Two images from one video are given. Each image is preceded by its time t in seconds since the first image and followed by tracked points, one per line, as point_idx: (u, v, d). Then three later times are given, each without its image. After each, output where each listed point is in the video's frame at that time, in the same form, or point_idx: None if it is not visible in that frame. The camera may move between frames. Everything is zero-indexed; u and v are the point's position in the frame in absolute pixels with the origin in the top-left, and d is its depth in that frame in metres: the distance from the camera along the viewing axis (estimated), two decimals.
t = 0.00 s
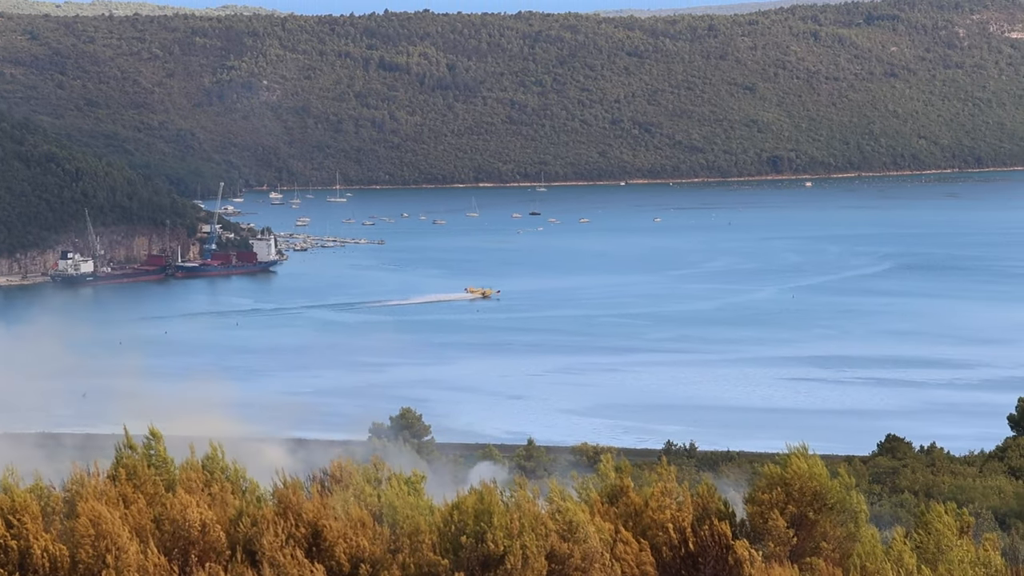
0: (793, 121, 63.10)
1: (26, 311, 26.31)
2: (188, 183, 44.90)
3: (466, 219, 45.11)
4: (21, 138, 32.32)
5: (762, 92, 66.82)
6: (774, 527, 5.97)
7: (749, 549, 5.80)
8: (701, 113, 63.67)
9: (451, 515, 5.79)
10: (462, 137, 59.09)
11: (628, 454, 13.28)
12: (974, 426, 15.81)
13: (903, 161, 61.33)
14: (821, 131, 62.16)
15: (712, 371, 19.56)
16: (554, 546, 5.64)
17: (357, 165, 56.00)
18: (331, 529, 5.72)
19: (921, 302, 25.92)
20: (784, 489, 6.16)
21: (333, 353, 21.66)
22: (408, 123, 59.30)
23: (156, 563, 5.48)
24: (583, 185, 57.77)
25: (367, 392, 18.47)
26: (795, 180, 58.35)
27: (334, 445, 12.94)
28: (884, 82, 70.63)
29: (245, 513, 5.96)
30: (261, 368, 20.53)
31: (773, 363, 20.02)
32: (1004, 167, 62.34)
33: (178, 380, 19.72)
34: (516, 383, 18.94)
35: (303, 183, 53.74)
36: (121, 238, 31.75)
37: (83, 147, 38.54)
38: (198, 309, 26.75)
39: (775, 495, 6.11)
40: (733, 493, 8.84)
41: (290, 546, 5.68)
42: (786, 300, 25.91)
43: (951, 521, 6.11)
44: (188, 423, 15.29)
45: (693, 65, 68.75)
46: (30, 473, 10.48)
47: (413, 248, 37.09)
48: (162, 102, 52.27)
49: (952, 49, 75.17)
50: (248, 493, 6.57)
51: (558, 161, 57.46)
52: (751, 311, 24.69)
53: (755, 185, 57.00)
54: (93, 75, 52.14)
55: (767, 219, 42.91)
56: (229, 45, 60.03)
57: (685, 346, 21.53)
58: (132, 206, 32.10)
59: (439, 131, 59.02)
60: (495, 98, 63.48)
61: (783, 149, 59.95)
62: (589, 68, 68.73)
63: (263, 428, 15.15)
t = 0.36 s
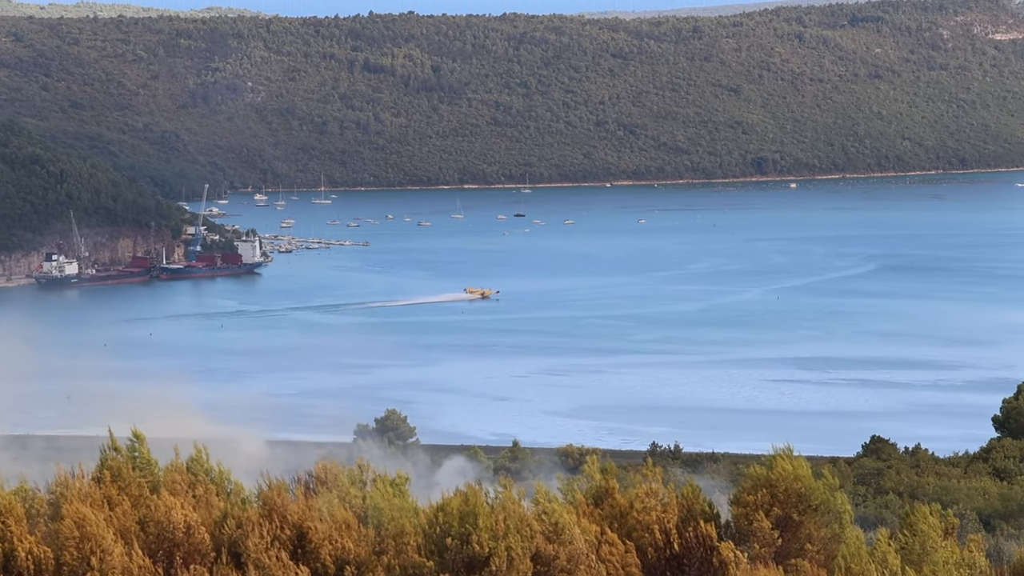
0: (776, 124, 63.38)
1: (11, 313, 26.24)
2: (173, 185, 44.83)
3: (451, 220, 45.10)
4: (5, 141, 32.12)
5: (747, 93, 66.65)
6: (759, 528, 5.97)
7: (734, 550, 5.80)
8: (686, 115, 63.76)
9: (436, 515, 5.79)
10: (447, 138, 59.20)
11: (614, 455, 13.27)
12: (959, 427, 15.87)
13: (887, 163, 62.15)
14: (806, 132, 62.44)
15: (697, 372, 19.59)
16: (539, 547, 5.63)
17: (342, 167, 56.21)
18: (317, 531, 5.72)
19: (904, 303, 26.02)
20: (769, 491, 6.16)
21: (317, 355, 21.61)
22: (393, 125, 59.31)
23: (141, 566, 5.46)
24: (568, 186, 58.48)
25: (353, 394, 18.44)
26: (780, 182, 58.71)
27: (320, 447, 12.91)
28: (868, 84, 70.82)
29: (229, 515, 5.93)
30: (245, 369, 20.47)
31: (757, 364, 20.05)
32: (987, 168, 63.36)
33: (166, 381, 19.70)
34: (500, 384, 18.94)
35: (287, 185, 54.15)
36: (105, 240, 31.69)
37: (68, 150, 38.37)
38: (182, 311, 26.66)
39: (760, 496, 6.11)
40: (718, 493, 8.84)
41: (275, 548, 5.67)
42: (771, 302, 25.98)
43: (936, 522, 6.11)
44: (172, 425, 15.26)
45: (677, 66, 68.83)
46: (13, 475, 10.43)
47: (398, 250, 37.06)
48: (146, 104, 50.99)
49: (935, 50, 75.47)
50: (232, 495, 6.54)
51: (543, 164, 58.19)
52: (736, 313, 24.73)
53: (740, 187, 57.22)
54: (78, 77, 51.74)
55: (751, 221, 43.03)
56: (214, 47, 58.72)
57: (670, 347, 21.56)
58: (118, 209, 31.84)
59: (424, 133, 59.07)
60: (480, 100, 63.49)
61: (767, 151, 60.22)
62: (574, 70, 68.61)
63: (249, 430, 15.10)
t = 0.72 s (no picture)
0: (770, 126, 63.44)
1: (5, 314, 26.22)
2: (166, 188, 44.76)
3: (444, 223, 45.06)
4: None
5: (740, 96, 66.62)
6: (753, 531, 5.96)
7: (729, 551, 5.78)
8: (678, 117, 63.73)
9: (429, 518, 5.77)
10: (440, 141, 59.24)
11: (608, 457, 13.27)
12: (950, 429, 15.89)
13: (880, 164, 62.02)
14: (799, 134, 62.50)
15: (691, 374, 19.59)
16: (534, 549, 5.62)
17: (335, 169, 56.09)
18: (311, 532, 5.71)
19: (897, 305, 26.05)
20: (762, 493, 6.15)
21: (311, 357, 21.59)
22: (386, 127, 59.29)
23: (135, 567, 5.44)
24: (561, 188, 58.28)
25: (345, 396, 18.42)
26: (773, 185, 58.81)
27: (314, 449, 12.87)
28: (861, 85, 70.81)
29: (223, 517, 5.92)
30: (239, 371, 20.45)
31: (751, 366, 20.05)
32: (981, 169, 63.51)
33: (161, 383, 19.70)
34: (494, 386, 18.94)
35: (280, 186, 53.72)
36: (99, 242, 31.51)
37: (61, 152, 38.29)
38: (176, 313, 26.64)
39: (754, 499, 6.10)
40: (711, 495, 8.84)
41: (269, 550, 5.66)
42: (763, 303, 26.01)
43: (931, 523, 6.10)
44: (166, 427, 15.23)
45: (670, 68, 68.70)
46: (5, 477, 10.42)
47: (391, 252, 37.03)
48: (139, 105, 50.81)
49: (928, 52, 75.40)
50: (226, 497, 6.53)
51: (536, 165, 57.92)
52: (729, 315, 24.74)
53: (733, 189, 57.30)
54: (71, 78, 51.47)
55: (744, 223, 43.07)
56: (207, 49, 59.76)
57: (663, 349, 21.57)
58: (111, 211, 31.89)
59: (417, 135, 59.08)
60: (473, 102, 63.37)
61: (761, 152, 60.30)
62: (567, 72, 68.45)
63: (243, 432, 15.07)
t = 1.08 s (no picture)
0: (767, 124, 63.39)
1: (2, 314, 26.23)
2: (163, 188, 44.77)
3: (441, 222, 45.06)
4: None
5: (737, 95, 66.59)
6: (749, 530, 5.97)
7: (725, 550, 5.79)
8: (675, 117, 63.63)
9: (427, 517, 5.78)
10: (437, 140, 59.31)
11: (604, 457, 13.29)
12: (946, 428, 15.90)
13: (877, 164, 62.07)
14: (796, 133, 62.51)
15: (688, 373, 19.60)
16: (531, 549, 5.62)
17: (331, 169, 55.87)
18: (307, 532, 5.70)
19: (893, 304, 26.06)
20: (759, 493, 6.15)
21: (307, 356, 21.58)
22: (383, 126, 59.38)
23: (133, 567, 5.44)
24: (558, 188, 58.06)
25: (342, 396, 18.41)
26: (770, 184, 58.85)
27: (312, 449, 12.87)
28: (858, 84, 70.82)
29: (220, 517, 5.93)
30: (236, 371, 20.44)
31: (748, 365, 20.05)
32: (977, 168, 63.48)
33: (157, 382, 19.70)
34: (490, 386, 18.94)
35: (277, 186, 53.59)
36: (96, 242, 31.63)
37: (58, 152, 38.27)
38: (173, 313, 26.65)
39: (750, 499, 6.11)
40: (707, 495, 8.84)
41: (266, 549, 5.66)
42: (760, 303, 26.02)
43: (928, 523, 6.08)
44: (163, 427, 15.22)
45: (667, 67, 68.58)
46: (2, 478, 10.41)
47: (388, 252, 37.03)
48: (137, 105, 50.77)
49: (925, 51, 75.41)
50: (223, 497, 6.52)
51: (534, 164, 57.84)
52: (725, 314, 24.74)
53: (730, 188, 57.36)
54: (67, 79, 51.33)
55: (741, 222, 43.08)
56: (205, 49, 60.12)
57: (660, 348, 21.58)
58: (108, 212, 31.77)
59: (414, 134, 59.20)
60: (470, 102, 63.20)
61: (758, 152, 60.36)
62: (564, 71, 68.38)
63: (240, 432, 15.07)
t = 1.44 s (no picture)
0: (761, 121, 63.32)
1: None
2: (158, 185, 44.66)
3: (436, 218, 45.03)
4: None
5: (732, 91, 66.45)
6: (744, 527, 5.97)
7: (720, 548, 5.79)
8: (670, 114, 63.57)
9: (422, 513, 5.78)
10: (432, 137, 59.45)
11: (599, 454, 13.30)
12: (941, 425, 15.90)
13: (871, 160, 61.94)
14: (791, 130, 62.47)
15: (682, 370, 19.60)
16: (526, 546, 5.61)
17: (326, 166, 56.29)
18: (302, 529, 5.70)
19: (887, 300, 26.08)
20: (753, 489, 6.17)
21: (302, 353, 21.54)
22: (378, 123, 59.43)
23: (128, 564, 5.44)
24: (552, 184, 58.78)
25: (337, 393, 18.39)
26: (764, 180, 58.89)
27: (307, 444, 12.86)
28: (852, 80, 70.72)
29: (215, 513, 5.92)
30: (231, 368, 20.41)
31: (743, 362, 20.05)
32: (973, 165, 63.34)
33: (151, 378, 19.66)
34: (484, 382, 18.92)
35: (272, 184, 53.66)
36: (90, 238, 31.51)
37: (51, 148, 38.12)
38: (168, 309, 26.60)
39: (745, 495, 6.11)
40: (703, 492, 8.85)
41: (260, 547, 5.66)
42: (755, 299, 26.04)
43: (923, 519, 6.09)
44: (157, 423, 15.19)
45: (662, 63, 68.36)
46: None
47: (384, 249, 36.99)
48: (131, 102, 50.23)
49: (919, 48, 75.28)
50: (218, 493, 6.51)
51: (528, 161, 58.54)
52: (720, 310, 24.74)
53: (725, 185, 57.41)
54: (61, 75, 51.10)
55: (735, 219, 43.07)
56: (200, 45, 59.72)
57: (655, 345, 21.57)
58: (102, 208, 31.75)
59: (410, 131, 59.28)
60: (465, 98, 63.00)
61: (753, 148, 60.37)
62: (559, 67, 68.19)
63: (234, 429, 15.04)
